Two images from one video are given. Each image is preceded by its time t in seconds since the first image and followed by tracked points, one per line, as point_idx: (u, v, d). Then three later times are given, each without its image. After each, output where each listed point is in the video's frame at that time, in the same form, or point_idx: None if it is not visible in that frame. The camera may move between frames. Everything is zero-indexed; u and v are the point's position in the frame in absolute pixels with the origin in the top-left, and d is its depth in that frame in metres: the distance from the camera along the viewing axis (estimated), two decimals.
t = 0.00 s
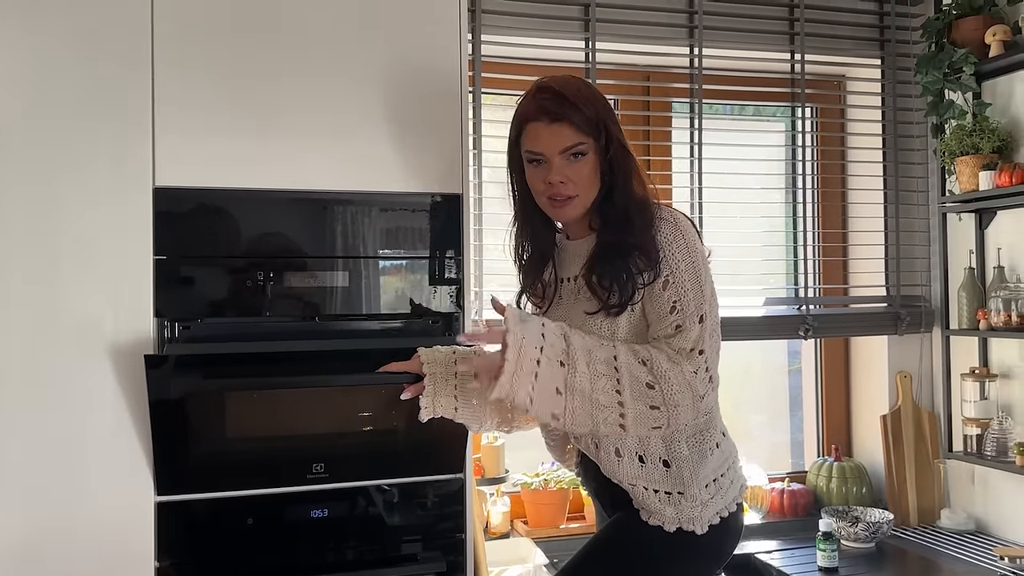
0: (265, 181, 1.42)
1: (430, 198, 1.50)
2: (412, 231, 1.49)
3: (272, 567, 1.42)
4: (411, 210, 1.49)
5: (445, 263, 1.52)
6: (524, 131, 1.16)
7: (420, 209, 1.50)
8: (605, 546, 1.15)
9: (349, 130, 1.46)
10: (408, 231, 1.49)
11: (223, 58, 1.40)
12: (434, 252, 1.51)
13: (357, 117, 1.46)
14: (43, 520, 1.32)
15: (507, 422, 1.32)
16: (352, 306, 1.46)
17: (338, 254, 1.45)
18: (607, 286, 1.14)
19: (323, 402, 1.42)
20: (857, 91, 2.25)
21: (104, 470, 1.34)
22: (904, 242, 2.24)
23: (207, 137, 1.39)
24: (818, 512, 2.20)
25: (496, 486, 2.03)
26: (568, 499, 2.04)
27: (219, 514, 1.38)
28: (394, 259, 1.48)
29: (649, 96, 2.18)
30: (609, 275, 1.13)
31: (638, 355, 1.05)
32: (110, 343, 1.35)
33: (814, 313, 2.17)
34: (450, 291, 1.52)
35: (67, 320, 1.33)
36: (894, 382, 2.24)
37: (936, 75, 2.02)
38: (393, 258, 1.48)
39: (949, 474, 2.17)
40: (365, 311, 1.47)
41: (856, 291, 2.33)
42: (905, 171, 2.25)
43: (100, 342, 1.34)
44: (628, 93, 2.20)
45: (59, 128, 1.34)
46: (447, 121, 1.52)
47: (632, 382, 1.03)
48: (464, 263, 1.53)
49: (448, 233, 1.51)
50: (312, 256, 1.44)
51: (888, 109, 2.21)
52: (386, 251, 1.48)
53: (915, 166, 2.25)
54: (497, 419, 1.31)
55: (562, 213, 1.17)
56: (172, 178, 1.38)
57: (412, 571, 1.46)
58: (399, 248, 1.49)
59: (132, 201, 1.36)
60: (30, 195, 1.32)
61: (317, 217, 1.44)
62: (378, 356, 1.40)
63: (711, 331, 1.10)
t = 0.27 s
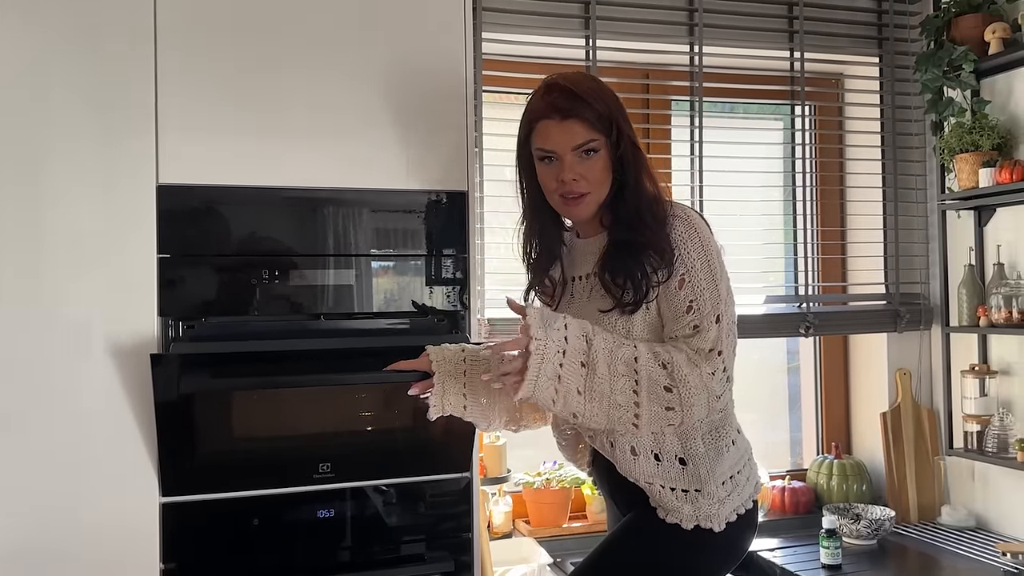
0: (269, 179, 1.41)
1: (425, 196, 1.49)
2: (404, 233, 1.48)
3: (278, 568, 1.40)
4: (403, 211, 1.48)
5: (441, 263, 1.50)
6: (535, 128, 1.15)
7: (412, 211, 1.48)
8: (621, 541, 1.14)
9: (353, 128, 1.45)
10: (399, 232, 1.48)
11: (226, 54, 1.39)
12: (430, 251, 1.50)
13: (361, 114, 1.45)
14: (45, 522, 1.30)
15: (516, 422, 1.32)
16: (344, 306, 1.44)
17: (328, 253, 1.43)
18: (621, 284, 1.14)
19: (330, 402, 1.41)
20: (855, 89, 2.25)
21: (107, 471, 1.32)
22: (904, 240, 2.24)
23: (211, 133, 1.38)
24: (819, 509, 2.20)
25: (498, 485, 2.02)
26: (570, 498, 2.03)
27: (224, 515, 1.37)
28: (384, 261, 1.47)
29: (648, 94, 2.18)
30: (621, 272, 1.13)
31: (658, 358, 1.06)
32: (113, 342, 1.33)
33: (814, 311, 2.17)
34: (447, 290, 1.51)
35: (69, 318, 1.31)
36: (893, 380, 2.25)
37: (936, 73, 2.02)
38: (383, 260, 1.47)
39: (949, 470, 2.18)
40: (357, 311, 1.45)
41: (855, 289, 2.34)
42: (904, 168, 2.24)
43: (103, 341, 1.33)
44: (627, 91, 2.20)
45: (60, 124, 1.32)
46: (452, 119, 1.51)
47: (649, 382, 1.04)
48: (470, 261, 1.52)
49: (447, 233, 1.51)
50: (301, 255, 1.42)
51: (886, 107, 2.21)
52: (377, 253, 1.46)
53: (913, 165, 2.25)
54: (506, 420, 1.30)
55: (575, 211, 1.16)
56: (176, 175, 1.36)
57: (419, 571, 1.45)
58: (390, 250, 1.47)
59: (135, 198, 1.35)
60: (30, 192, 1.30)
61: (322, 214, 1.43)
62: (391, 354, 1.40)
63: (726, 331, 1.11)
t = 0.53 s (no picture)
0: (268, 167, 1.38)
1: (420, 186, 1.47)
2: (395, 230, 1.45)
3: (279, 563, 1.38)
4: (396, 207, 1.45)
5: (436, 257, 1.47)
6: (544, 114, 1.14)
7: (405, 206, 1.46)
8: (630, 530, 1.13)
9: (352, 116, 1.43)
10: (391, 227, 1.45)
11: (222, 40, 1.36)
12: (424, 242, 1.47)
13: (361, 102, 1.43)
14: (40, 518, 1.27)
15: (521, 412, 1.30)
16: (337, 296, 1.41)
17: (320, 241, 1.40)
18: (630, 271, 1.12)
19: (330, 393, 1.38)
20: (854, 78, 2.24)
21: (104, 465, 1.29)
22: (903, 229, 2.24)
23: (208, 121, 1.35)
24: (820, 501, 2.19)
25: (498, 479, 2.00)
26: (571, 492, 2.01)
27: (224, 509, 1.35)
28: (376, 258, 1.43)
29: (647, 84, 2.16)
30: (631, 257, 1.11)
31: (652, 353, 0.99)
32: (109, 334, 1.30)
33: (815, 302, 2.16)
34: (442, 285, 1.48)
35: (64, 309, 1.29)
36: (894, 370, 2.24)
37: (936, 61, 2.02)
38: (375, 257, 1.43)
39: (949, 460, 2.18)
40: (351, 301, 1.42)
41: (854, 280, 2.33)
42: (903, 159, 2.24)
43: (99, 332, 1.30)
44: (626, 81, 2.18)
45: (54, 111, 1.29)
46: (453, 107, 1.49)
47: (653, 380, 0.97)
48: (472, 251, 1.50)
49: (443, 224, 1.48)
50: (290, 244, 1.39)
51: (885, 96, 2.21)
52: (368, 252, 1.43)
53: (913, 154, 2.25)
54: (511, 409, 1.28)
55: (584, 197, 1.15)
56: (173, 163, 1.34)
57: (422, 565, 1.43)
58: (382, 247, 1.44)
59: (130, 187, 1.32)
60: (23, 181, 1.27)
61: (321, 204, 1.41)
62: (393, 344, 1.37)
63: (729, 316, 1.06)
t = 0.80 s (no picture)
0: (243, 158, 1.34)
1: (402, 181, 1.42)
2: (378, 228, 1.41)
3: (256, 567, 1.33)
4: (378, 203, 1.41)
5: (419, 253, 1.43)
6: (534, 98, 1.10)
7: (388, 203, 1.41)
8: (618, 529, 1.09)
9: (330, 104, 1.38)
10: (373, 224, 1.40)
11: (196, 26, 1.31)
12: (407, 236, 1.43)
13: (340, 90, 1.38)
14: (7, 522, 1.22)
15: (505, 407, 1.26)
16: (318, 291, 1.37)
17: (301, 234, 1.36)
18: (611, 264, 1.08)
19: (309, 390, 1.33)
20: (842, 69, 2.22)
21: (74, 467, 1.25)
22: (892, 222, 2.22)
23: (180, 109, 1.31)
24: (809, 498, 2.17)
25: (483, 478, 1.96)
26: (558, 490, 1.98)
27: (199, 512, 1.30)
28: (357, 257, 1.39)
29: (633, 74, 2.12)
30: (613, 251, 1.07)
31: (610, 370, 1.00)
32: (78, 331, 1.25)
33: (804, 296, 2.14)
34: (426, 280, 1.44)
35: (30, 305, 1.24)
36: (882, 365, 2.22)
37: (925, 51, 1.98)
38: (356, 256, 1.39)
39: (939, 455, 2.16)
40: (332, 296, 1.38)
41: (843, 273, 2.30)
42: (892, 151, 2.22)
43: (67, 329, 1.25)
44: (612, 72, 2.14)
45: (19, 99, 1.24)
46: (436, 95, 1.44)
47: (613, 399, 0.99)
48: (455, 244, 1.46)
49: (426, 217, 1.44)
50: (268, 238, 1.35)
51: (874, 87, 2.19)
52: (350, 251, 1.39)
53: (901, 146, 2.22)
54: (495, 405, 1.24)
55: (574, 185, 1.11)
56: (144, 154, 1.29)
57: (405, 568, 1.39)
58: (364, 245, 1.40)
59: (100, 178, 1.27)
60: None
61: (298, 195, 1.36)
62: (375, 340, 1.32)
63: (703, 314, 1.03)
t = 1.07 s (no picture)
0: (239, 154, 1.29)
1: (404, 176, 1.38)
2: (380, 224, 1.36)
3: None
4: (379, 198, 1.36)
5: (422, 250, 1.39)
6: (539, 88, 1.07)
7: (389, 198, 1.37)
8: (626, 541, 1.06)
9: (328, 97, 1.34)
10: (376, 219, 1.36)
11: (189, 17, 1.27)
12: (409, 233, 1.38)
13: (338, 83, 1.34)
14: None
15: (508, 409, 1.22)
16: (319, 291, 1.33)
17: (303, 233, 1.32)
18: (620, 264, 1.03)
19: (308, 392, 1.29)
20: (852, 60, 2.17)
21: (66, 474, 1.21)
22: (903, 217, 2.17)
23: (173, 103, 1.26)
24: (820, 498, 2.13)
25: (487, 480, 1.92)
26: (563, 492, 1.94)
27: (195, 520, 1.26)
28: (359, 252, 1.35)
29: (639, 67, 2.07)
30: (621, 250, 1.02)
31: (620, 375, 0.95)
32: (69, 334, 1.21)
33: (814, 292, 2.09)
34: (428, 277, 1.39)
35: (19, 307, 1.20)
36: (894, 362, 2.17)
37: (938, 42, 1.94)
38: (359, 252, 1.35)
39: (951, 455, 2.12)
40: (334, 296, 1.33)
41: (853, 269, 2.26)
42: (903, 144, 2.18)
43: (57, 332, 1.21)
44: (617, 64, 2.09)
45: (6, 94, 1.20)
46: (437, 87, 1.40)
47: (625, 406, 0.94)
48: (458, 241, 1.41)
49: (427, 213, 1.39)
50: (272, 237, 1.30)
51: (884, 79, 2.14)
52: (352, 247, 1.34)
53: (912, 139, 2.18)
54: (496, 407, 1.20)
55: (580, 180, 1.07)
56: (136, 151, 1.25)
57: None
58: (366, 241, 1.35)
59: (91, 176, 1.23)
60: None
61: (296, 192, 1.32)
62: (371, 340, 1.28)
63: (716, 314, 1.00)
